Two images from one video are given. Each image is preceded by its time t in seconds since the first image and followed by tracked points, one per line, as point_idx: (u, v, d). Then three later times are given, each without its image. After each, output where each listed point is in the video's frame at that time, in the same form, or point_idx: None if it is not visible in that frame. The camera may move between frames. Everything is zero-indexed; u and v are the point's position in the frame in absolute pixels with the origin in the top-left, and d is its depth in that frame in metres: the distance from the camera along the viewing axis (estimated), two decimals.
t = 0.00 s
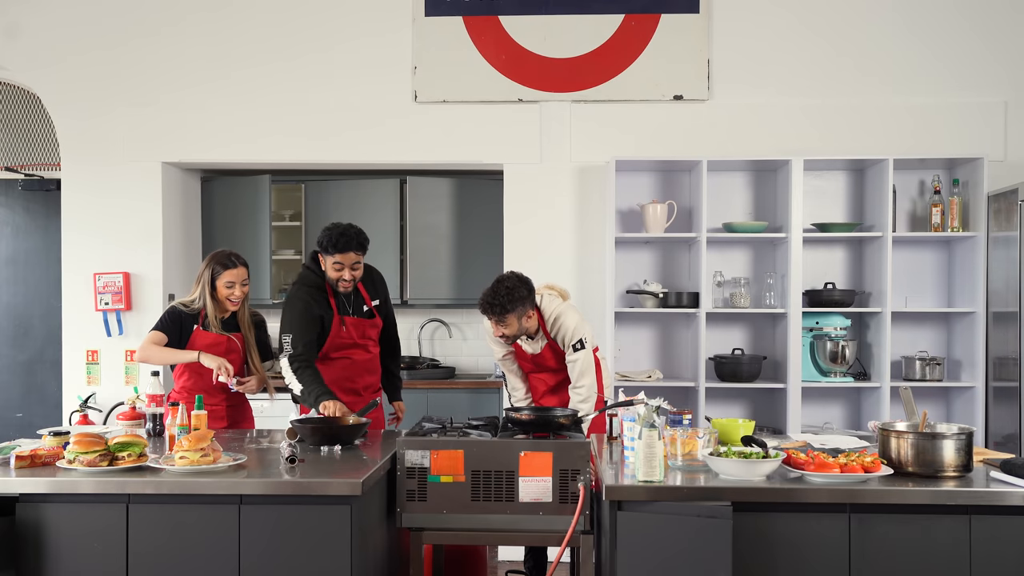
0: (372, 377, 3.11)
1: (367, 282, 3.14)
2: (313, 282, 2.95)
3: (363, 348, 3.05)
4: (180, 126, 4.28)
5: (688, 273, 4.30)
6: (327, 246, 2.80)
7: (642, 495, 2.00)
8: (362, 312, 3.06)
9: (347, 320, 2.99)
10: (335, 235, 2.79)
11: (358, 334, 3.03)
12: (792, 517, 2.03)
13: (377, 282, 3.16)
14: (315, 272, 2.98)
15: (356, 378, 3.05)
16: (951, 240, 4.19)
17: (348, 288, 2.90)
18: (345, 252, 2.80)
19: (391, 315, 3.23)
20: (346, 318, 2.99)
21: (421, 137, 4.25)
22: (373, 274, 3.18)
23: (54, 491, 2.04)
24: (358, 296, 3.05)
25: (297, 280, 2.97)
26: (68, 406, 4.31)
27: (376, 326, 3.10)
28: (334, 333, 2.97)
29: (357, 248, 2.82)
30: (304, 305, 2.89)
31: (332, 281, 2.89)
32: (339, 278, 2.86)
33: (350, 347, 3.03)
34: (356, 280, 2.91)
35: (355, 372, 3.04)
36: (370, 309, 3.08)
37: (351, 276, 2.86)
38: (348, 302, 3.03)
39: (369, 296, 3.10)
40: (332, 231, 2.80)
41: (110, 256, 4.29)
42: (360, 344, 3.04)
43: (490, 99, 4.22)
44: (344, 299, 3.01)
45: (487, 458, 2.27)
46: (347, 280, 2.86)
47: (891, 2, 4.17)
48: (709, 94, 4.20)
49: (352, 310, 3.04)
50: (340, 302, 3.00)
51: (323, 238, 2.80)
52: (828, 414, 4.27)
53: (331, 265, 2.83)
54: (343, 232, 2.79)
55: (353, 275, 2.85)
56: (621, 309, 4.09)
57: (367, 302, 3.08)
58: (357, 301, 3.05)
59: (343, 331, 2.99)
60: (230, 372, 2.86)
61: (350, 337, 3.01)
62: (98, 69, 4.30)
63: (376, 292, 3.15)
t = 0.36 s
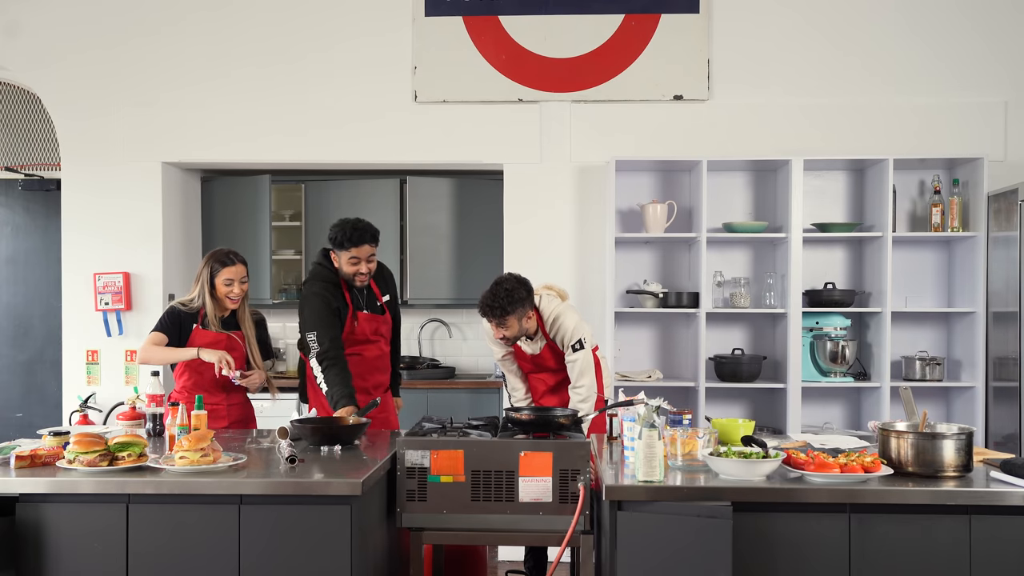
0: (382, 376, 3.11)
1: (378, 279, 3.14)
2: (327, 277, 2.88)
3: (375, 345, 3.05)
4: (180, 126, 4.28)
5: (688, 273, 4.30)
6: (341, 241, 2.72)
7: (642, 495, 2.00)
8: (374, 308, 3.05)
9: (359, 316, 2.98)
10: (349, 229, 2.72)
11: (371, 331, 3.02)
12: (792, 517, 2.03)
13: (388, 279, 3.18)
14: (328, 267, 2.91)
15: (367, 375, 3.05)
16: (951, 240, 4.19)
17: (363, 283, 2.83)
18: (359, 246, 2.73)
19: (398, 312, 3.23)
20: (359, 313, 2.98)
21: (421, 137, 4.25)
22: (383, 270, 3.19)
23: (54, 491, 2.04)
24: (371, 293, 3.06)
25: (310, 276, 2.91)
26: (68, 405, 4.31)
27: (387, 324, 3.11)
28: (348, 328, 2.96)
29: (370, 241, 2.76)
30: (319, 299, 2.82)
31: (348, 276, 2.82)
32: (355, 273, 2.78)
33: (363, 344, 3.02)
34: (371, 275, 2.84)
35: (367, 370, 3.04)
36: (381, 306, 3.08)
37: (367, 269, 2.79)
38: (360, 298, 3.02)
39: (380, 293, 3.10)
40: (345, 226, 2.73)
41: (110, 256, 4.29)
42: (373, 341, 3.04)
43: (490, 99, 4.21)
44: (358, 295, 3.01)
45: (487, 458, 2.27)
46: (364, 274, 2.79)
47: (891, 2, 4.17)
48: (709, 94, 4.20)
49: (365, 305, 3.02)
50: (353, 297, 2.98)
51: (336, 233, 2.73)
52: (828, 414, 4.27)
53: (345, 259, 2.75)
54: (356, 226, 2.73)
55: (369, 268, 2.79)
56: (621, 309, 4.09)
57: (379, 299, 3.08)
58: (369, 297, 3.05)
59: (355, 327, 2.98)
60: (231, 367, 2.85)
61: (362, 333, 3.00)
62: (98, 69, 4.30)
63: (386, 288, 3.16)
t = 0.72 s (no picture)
0: (405, 378, 3.08)
1: (409, 283, 3.16)
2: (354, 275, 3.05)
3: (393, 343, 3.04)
4: (180, 126, 4.28)
5: (688, 273, 4.30)
6: (376, 237, 2.86)
7: (642, 495, 2.00)
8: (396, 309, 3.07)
9: (377, 309, 3.02)
10: (386, 227, 2.85)
11: (389, 327, 3.03)
12: (792, 517, 2.03)
13: (418, 284, 3.17)
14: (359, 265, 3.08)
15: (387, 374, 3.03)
16: (951, 240, 4.19)
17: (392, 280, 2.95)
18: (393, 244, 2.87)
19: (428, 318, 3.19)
20: (376, 307, 3.01)
21: (421, 138, 4.25)
22: (415, 276, 3.19)
23: (54, 491, 2.04)
24: (394, 293, 3.08)
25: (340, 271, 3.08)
26: (68, 406, 4.31)
27: (409, 325, 3.09)
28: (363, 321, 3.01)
29: (404, 241, 2.89)
30: (338, 291, 3.00)
31: (378, 272, 2.94)
32: (386, 270, 2.91)
33: (380, 340, 3.03)
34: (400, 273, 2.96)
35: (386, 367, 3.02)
36: (405, 308, 3.08)
37: (398, 268, 2.91)
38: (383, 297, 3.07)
39: (406, 295, 3.11)
40: (380, 224, 2.86)
41: (110, 256, 4.29)
42: (391, 338, 3.04)
43: (490, 99, 4.21)
44: (380, 292, 3.07)
45: (487, 458, 2.27)
46: (394, 271, 2.91)
47: (891, 2, 4.17)
48: (709, 94, 4.19)
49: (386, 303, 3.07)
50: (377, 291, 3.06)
51: (373, 229, 2.86)
52: (828, 414, 4.27)
53: (379, 255, 2.88)
54: (392, 225, 2.86)
55: (400, 267, 2.91)
56: (621, 309, 4.09)
57: (403, 300, 3.09)
58: (392, 296, 3.08)
59: (371, 320, 3.01)
60: (235, 365, 2.81)
61: (378, 328, 3.02)
62: (98, 69, 4.30)
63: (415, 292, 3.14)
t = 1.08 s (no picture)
0: (427, 373, 3.13)
1: (439, 283, 3.23)
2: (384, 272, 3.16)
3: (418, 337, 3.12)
4: (180, 127, 4.28)
5: (688, 273, 4.30)
6: (411, 236, 2.90)
7: (642, 495, 1.99)
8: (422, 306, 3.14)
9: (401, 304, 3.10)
10: (421, 228, 2.89)
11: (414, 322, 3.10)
12: (792, 517, 2.03)
13: (448, 285, 3.23)
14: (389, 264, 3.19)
15: (411, 366, 3.09)
16: (951, 240, 4.19)
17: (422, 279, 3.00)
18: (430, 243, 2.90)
19: (457, 317, 3.27)
20: (401, 302, 3.09)
21: (421, 138, 4.25)
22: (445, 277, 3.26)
23: (54, 491, 2.04)
24: (423, 291, 3.15)
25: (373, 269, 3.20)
26: (67, 406, 4.31)
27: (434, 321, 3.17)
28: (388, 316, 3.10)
29: (438, 242, 2.92)
30: (367, 285, 3.10)
31: (410, 270, 2.99)
32: (417, 268, 2.95)
33: (404, 334, 3.11)
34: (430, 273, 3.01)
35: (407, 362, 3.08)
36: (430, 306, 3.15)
37: (430, 267, 2.95)
38: (412, 293, 3.14)
39: (434, 295, 3.18)
40: (416, 223, 2.91)
41: (109, 256, 4.29)
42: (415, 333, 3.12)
43: (490, 99, 4.21)
44: (409, 288, 3.14)
45: (487, 458, 2.27)
46: (424, 271, 2.95)
47: (890, 3, 4.17)
48: (709, 94, 4.19)
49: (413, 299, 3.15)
50: (405, 287, 3.13)
51: (409, 228, 2.90)
52: (828, 414, 4.27)
53: (411, 254, 2.92)
54: (427, 226, 2.90)
55: (431, 267, 2.95)
56: (621, 309, 4.09)
57: (431, 299, 3.16)
58: (420, 294, 3.15)
59: (394, 314, 3.09)
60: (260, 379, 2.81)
61: (401, 322, 3.09)
62: (98, 69, 4.30)
63: (445, 293, 3.22)
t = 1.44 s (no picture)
0: (428, 374, 3.15)
1: (440, 283, 3.23)
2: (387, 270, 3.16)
3: (421, 340, 3.13)
4: (180, 127, 4.27)
5: (688, 273, 4.30)
6: (413, 236, 2.95)
7: (642, 495, 1.99)
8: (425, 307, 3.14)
9: (403, 304, 3.11)
10: (422, 227, 2.95)
11: (418, 324, 3.12)
12: (792, 517, 2.03)
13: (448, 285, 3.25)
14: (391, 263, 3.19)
15: (413, 370, 3.11)
16: (951, 240, 4.19)
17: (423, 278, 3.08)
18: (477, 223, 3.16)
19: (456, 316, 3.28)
20: (403, 302, 3.11)
21: (421, 138, 4.24)
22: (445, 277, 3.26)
23: (54, 491, 2.04)
24: (424, 291, 3.15)
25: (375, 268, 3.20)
26: (67, 406, 4.31)
27: (438, 324, 3.17)
28: (390, 317, 3.10)
29: (439, 242, 2.98)
30: (368, 285, 3.11)
31: (411, 270, 3.06)
32: (418, 268, 3.03)
33: (407, 336, 3.11)
34: (432, 272, 3.08)
35: (409, 363, 3.11)
36: (433, 307, 3.15)
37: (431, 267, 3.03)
38: (414, 293, 3.14)
39: (436, 295, 3.18)
40: (417, 223, 2.95)
41: (109, 256, 4.29)
42: (418, 336, 3.13)
43: (490, 99, 4.21)
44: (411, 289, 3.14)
45: (487, 458, 2.27)
46: (426, 270, 3.03)
47: (890, 3, 4.17)
48: (709, 94, 4.19)
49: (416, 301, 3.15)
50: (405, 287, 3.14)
51: (410, 228, 2.95)
52: (828, 414, 4.27)
53: (413, 254, 3.00)
54: (428, 226, 2.95)
55: (432, 266, 3.03)
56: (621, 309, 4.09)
57: (433, 299, 3.16)
58: (423, 294, 3.15)
59: (397, 315, 3.11)
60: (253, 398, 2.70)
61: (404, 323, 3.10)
62: (98, 69, 4.30)
63: (446, 293, 3.23)
